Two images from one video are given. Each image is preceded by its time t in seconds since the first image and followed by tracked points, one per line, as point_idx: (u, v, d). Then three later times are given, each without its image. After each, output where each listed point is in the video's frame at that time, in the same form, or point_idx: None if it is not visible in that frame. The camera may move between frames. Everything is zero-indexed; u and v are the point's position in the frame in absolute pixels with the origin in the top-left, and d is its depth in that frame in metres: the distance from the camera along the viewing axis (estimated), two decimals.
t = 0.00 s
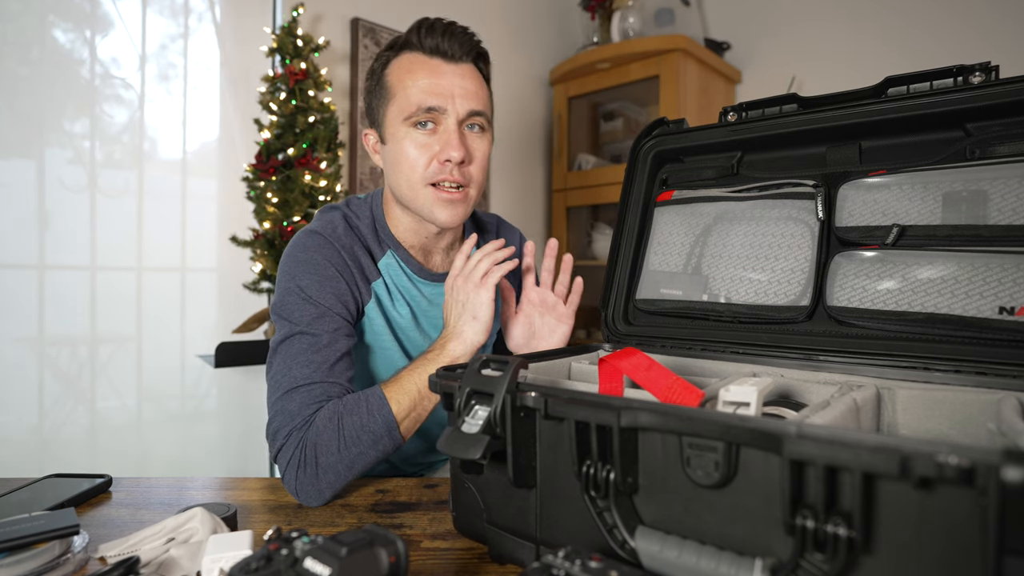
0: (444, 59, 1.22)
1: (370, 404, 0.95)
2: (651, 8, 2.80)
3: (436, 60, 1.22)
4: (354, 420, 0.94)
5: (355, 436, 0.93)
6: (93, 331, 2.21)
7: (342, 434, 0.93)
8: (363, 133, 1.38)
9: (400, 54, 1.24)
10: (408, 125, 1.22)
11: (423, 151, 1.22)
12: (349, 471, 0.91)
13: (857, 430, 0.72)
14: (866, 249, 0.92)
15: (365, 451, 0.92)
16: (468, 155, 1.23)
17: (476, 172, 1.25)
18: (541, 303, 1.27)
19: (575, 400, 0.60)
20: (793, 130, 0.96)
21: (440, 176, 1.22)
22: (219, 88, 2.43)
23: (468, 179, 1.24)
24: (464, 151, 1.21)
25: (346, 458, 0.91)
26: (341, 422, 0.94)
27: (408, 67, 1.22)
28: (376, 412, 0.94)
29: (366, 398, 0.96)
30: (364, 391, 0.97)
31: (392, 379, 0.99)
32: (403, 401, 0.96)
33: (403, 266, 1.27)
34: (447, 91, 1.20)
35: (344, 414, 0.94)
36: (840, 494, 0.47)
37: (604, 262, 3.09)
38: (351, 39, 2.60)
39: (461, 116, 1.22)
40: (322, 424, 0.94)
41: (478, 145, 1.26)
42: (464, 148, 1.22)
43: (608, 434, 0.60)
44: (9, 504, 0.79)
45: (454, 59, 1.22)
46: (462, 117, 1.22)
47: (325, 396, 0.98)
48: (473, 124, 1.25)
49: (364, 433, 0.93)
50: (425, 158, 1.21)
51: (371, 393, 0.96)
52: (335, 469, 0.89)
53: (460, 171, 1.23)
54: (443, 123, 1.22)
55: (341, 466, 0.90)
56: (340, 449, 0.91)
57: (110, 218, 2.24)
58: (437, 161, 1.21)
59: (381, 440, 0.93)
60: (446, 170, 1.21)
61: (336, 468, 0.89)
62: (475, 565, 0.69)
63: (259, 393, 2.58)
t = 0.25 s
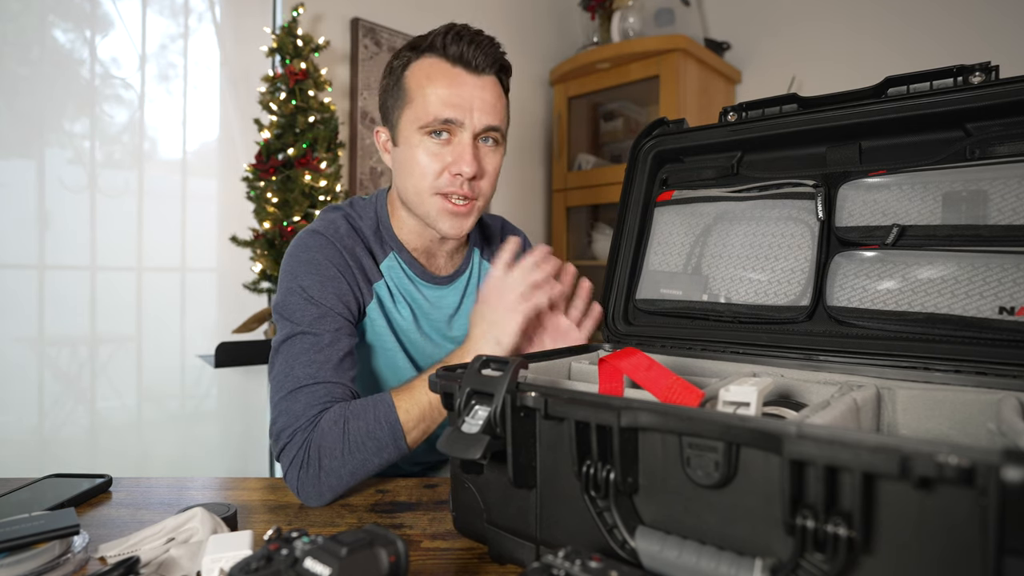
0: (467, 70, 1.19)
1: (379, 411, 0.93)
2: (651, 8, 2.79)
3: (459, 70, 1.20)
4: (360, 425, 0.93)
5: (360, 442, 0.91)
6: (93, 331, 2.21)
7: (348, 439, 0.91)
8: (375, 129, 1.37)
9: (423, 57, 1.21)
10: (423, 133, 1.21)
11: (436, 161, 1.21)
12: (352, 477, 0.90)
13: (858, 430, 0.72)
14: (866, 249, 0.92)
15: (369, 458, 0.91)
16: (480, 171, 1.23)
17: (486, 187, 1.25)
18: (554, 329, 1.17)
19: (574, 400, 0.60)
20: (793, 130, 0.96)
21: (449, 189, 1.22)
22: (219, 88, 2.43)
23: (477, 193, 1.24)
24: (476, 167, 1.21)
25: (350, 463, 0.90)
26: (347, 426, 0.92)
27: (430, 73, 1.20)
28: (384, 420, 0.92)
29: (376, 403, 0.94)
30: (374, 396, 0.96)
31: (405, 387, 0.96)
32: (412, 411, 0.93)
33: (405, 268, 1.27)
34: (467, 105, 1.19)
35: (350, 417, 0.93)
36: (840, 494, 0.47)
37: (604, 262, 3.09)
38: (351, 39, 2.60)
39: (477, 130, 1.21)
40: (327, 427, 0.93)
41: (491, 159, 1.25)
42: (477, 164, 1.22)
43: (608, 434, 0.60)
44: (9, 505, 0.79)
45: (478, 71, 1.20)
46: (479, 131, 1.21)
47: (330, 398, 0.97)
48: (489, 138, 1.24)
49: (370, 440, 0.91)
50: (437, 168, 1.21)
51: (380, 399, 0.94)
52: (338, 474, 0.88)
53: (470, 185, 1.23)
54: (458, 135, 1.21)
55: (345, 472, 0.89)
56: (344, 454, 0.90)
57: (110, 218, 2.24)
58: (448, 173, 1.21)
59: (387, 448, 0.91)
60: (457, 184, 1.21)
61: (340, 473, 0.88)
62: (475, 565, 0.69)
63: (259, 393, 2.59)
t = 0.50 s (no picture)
0: (457, 52, 1.22)
1: (381, 415, 0.92)
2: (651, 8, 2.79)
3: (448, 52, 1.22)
4: (362, 427, 0.92)
5: (361, 444, 0.91)
6: (93, 331, 2.21)
7: (349, 440, 0.91)
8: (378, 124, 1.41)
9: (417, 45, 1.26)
10: (411, 111, 1.23)
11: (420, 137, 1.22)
12: (353, 479, 0.90)
13: (858, 430, 0.72)
14: (866, 249, 0.92)
15: (371, 460, 0.91)
16: (462, 147, 1.22)
17: (471, 165, 1.24)
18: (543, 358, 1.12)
19: (575, 400, 0.60)
20: (793, 130, 0.96)
21: (431, 163, 1.22)
22: (219, 88, 2.43)
23: (461, 170, 1.23)
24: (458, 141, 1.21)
25: (351, 465, 0.90)
26: (348, 428, 0.92)
27: (421, 57, 1.23)
28: (386, 424, 0.92)
29: (379, 406, 0.93)
30: (377, 399, 0.95)
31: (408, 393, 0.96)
32: (414, 415, 0.93)
33: (402, 263, 1.28)
34: (452, 82, 1.21)
35: (352, 419, 0.93)
36: (840, 494, 0.47)
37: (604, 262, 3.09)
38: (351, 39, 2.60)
39: (463, 108, 1.22)
40: (328, 428, 0.93)
41: (478, 140, 1.25)
42: (459, 139, 1.22)
43: (608, 435, 0.59)
44: (10, 505, 0.79)
45: (467, 51, 1.22)
46: (464, 109, 1.22)
47: (330, 399, 0.96)
48: (476, 119, 1.25)
49: (372, 443, 0.91)
50: (420, 143, 1.22)
51: (383, 402, 0.94)
52: (338, 475, 0.88)
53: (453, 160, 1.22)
54: (443, 112, 1.22)
55: (346, 473, 0.89)
56: (345, 456, 0.90)
57: (110, 218, 2.24)
58: (431, 148, 1.21)
59: (388, 451, 0.91)
60: (438, 157, 1.21)
61: (340, 474, 0.88)
62: (475, 565, 0.69)
63: (258, 393, 2.59)
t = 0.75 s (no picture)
0: (472, 65, 1.20)
1: (383, 415, 0.93)
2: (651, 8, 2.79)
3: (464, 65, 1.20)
4: (363, 428, 0.92)
5: (363, 444, 0.91)
6: (93, 331, 2.21)
7: (351, 441, 0.91)
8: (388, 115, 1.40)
9: (435, 49, 1.23)
10: (420, 121, 1.22)
11: (427, 150, 1.22)
12: (354, 479, 0.90)
13: (858, 430, 0.72)
14: (866, 249, 0.92)
15: (371, 461, 0.91)
16: (467, 165, 1.22)
17: (474, 183, 1.25)
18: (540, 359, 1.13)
19: (575, 400, 0.60)
20: (793, 130, 0.96)
21: (435, 179, 1.22)
22: (219, 88, 2.43)
23: (463, 187, 1.24)
24: (463, 161, 1.21)
25: (352, 465, 0.90)
26: (349, 429, 0.92)
27: (437, 65, 1.21)
28: (387, 424, 0.92)
29: (379, 407, 0.94)
30: (378, 399, 0.95)
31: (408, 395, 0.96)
32: (416, 416, 0.94)
33: (404, 264, 1.28)
34: (463, 99, 1.19)
35: (354, 420, 0.93)
36: (840, 494, 0.47)
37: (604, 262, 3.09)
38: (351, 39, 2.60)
39: (472, 125, 1.21)
40: (330, 429, 0.92)
41: (484, 157, 1.25)
42: (465, 158, 1.21)
43: (608, 434, 0.59)
44: (9, 505, 0.79)
45: (483, 67, 1.20)
46: (473, 127, 1.21)
47: (331, 400, 0.96)
48: (484, 136, 1.24)
49: (373, 443, 0.91)
50: (426, 156, 1.22)
51: (385, 403, 0.94)
52: (339, 475, 0.88)
53: (457, 178, 1.23)
54: (452, 127, 1.21)
55: (347, 473, 0.89)
56: (346, 457, 0.90)
57: (110, 218, 2.24)
58: (436, 163, 1.21)
59: (389, 452, 0.91)
60: (442, 174, 1.21)
61: (342, 474, 0.88)
62: (475, 565, 0.69)
63: (258, 393, 2.59)
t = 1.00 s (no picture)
0: (474, 61, 1.20)
1: (385, 418, 0.93)
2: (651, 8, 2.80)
3: (466, 61, 1.20)
4: (366, 432, 0.92)
5: (365, 448, 0.91)
6: (93, 331, 2.21)
7: (353, 445, 0.91)
8: (386, 114, 1.39)
9: (436, 46, 1.22)
10: (422, 118, 1.22)
11: (430, 147, 1.22)
12: (355, 481, 0.90)
13: (858, 430, 0.72)
14: (866, 249, 0.92)
15: (373, 465, 0.91)
16: (471, 161, 1.22)
17: (478, 179, 1.25)
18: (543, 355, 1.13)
19: (575, 400, 0.60)
20: (793, 130, 0.96)
21: (439, 176, 1.22)
22: (219, 88, 2.43)
23: (468, 184, 1.24)
24: (467, 157, 1.21)
25: (354, 469, 0.90)
26: (351, 432, 0.92)
27: (439, 62, 1.21)
28: (389, 429, 0.92)
29: (382, 411, 0.94)
30: (380, 402, 0.95)
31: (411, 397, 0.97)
32: (418, 420, 0.94)
33: (404, 263, 1.28)
34: (467, 94, 1.19)
35: (356, 424, 0.93)
36: (840, 494, 0.47)
37: (604, 262, 3.09)
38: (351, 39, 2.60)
39: (475, 122, 1.21)
40: (331, 431, 0.92)
41: (487, 153, 1.25)
42: (469, 154, 1.21)
43: (608, 435, 0.60)
44: (10, 505, 0.79)
45: (485, 63, 1.20)
46: (476, 123, 1.21)
47: (333, 401, 0.96)
48: (487, 132, 1.24)
49: (374, 447, 0.91)
50: (430, 153, 1.22)
51: (388, 406, 0.94)
52: (341, 477, 0.88)
53: (461, 174, 1.23)
54: (455, 123, 1.21)
55: (349, 476, 0.89)
56: (348, 460, 0.90)
57: (110, 218, 2.24)
58: (440, 159, 1.22)
59: (391, 456, 0.91)
60: (446, 171, 1.22)
61: (343, 477, 0.89)
62: (475, 565, 0.69)
63: (258, 393, 2.59)
